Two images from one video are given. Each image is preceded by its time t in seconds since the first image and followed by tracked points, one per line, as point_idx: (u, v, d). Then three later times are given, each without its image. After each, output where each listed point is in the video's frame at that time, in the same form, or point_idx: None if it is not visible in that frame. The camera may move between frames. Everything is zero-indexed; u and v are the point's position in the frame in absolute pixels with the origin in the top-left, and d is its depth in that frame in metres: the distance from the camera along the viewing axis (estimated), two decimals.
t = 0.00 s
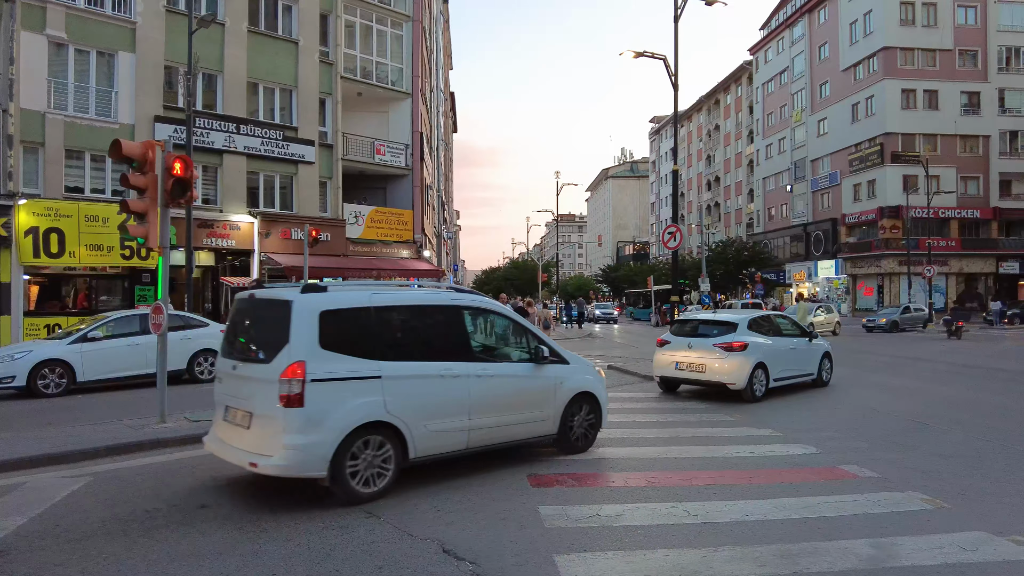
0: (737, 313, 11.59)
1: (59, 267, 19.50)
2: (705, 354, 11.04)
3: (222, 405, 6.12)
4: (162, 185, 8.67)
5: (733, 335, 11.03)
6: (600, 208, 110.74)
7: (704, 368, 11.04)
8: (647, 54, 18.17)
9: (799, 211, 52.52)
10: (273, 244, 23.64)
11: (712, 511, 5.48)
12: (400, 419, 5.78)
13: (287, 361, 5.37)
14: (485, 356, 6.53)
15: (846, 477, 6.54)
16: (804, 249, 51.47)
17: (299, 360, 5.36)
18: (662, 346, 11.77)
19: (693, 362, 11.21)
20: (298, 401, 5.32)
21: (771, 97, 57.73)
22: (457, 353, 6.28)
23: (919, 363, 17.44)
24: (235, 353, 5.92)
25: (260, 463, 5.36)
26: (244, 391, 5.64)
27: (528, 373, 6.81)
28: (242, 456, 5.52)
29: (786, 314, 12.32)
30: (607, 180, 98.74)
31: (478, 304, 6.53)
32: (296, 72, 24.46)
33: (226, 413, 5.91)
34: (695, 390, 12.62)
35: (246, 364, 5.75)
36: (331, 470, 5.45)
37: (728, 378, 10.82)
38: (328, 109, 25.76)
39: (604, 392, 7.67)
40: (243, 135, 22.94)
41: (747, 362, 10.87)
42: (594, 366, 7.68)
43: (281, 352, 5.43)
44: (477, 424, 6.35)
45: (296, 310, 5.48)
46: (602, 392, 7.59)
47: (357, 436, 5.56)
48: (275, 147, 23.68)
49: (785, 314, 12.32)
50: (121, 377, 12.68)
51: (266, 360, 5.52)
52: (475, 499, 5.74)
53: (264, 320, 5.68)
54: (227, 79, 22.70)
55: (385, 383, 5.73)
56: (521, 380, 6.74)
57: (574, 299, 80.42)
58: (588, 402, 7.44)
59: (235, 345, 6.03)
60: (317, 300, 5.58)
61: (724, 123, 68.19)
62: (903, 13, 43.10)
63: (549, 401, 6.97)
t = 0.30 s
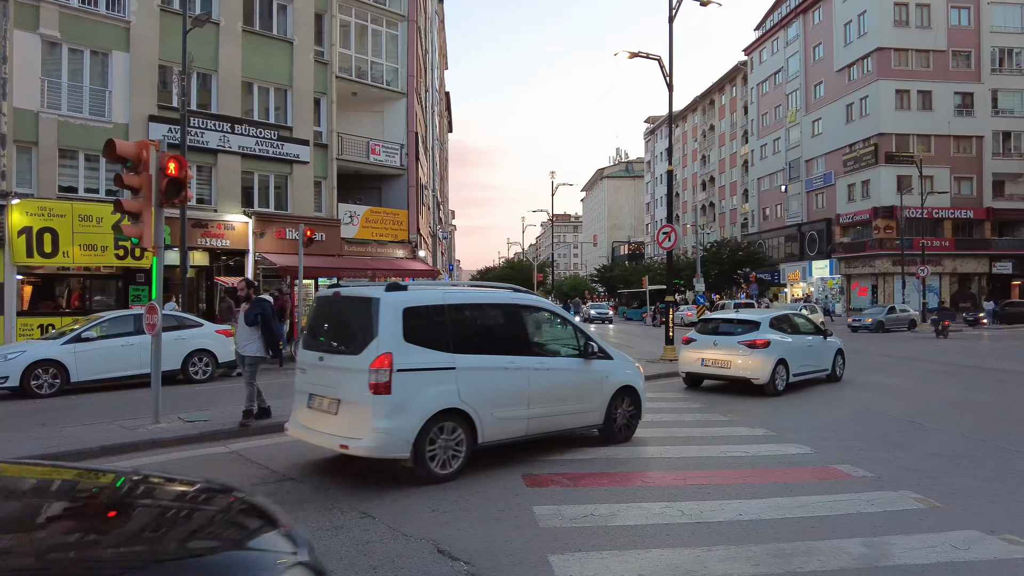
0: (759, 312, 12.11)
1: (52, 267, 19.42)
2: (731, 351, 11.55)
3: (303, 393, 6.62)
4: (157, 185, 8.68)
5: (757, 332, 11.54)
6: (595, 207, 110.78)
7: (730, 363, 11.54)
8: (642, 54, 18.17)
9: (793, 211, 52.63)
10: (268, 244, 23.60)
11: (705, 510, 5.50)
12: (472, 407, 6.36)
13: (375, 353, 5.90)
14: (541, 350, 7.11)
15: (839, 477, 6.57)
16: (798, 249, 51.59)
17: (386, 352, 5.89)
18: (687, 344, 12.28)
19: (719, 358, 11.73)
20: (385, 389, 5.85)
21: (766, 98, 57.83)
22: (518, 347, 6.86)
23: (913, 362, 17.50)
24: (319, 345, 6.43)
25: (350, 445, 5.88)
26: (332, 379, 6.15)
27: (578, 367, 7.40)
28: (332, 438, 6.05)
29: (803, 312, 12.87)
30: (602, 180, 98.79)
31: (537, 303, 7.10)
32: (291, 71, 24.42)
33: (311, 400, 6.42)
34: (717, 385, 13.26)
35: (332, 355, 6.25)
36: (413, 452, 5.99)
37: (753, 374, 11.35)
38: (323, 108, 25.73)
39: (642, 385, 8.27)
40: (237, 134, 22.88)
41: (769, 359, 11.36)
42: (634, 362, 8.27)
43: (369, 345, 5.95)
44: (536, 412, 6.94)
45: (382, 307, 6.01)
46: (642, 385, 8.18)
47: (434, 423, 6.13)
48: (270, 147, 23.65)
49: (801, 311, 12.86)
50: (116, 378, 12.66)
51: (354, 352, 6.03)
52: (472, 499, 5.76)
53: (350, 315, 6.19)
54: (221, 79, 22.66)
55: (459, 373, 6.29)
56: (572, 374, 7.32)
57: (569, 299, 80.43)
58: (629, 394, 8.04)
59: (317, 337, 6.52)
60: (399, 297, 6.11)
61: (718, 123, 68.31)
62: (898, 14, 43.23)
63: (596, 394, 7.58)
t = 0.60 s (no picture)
0: (779, 310, 12.82)
1: (48, 266, 19.37)
2: (757, 347, 12.23)
3: (373, 386, 7.09)
4: (153, 185, 8.65)
5: (780, 330, 12.24)
6: (591, 207, 110.84)
7: (756, 359, 12.23)
8: (638, 54, 18.17)
9: (789, 211, 52.75)
10: (264, 243, 23.59)
11: (701, 510, 5.52)
12: (531, 399, 6.84)
13: (446, 348, 6.38)
14: (590, 347, 7.58)
15: (833, 476, 6.60)
16: (794, 249, 51.70)
17: (457, 349, 6.36)
18: (713, 341, 12.94)
19: (745, 354, 12.41)
20: (457, 381, 6.33)
21: (762, 98, 57.93)
22: (570, 344, 7.33)
23: (909, 361, 17.56)
24: (389, 343, 6.90)
25: (424, 433, 6.37)
26: (404, 374, 6.63)
27: (621, 362, 7.87)
28: (406, 426, 6.54)
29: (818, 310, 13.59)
30: (599, 180, 98.81)
31: (586, 303, 7.56)
32: (287, 71, 24.41)
33: (381, 392, 6.90)
34: (740, 380, 13.94)
35: (403, 351, 6.74)
36: (481, 440, 6.44)
37: (777, 369, 12.07)
38: (319, 108, 25.72)
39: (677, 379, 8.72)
40: (233, 134, 22.86)
41: (793, 355, 12.10)
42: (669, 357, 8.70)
43: (440, 342, 6.43)
44: (586, 404, 7.41)
45: (452, 307, 6.49)
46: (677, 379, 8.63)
47: (499, 413, 6.58)
48: (266, 147, 23.62)
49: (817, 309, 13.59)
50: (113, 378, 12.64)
51: (425, 348, 6.52)
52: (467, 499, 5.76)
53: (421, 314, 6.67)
54: (217, 78, 22.64)
55: (520, 368, 6.75)
56: (616, 368, 7.79)
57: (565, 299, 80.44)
58: (666, 388, 8.50)
59: (387, 334, 7.02)
60: (466, 298, 6.58)
61: (715, 123, 68.39)
62: (893, 14, 43.35)
63: (638, 387, 8.03)
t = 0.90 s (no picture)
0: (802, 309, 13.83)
1: (48, 266, 19.39)
2: (784, 343, 13.20)
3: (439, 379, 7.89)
4: (153, 184, 8.65)
5: (804, 327, 13.25)
6: (591, 206, 110.72)
7: (782, 354, 13.20)
8: (639, 54, 18.18)
9: (789, 211, 52.74)
10: (264, 243, 23.60)
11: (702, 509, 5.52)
12: (583, 389, 7.60)
13: (510, 343, 7.19)
14: (634, 343, 8.26)
15: (833, 476, 6.60)
16: (794, 248, 51.69)
17: (519, 343, 7.18)
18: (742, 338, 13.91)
19: (772, 350, 13.37)
20: (519, 373, 7.13)
21: (762, 97, 57.89)
22: (616, 340, 8.02)
23: (910, 361, 17.53)
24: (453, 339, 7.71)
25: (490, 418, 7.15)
26: (470, 366, 7.44)
27: (661, 357, 8.52)
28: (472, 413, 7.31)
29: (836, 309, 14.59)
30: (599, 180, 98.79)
31: (630, 302, 8.22)
32: (287, 70, 24.41)
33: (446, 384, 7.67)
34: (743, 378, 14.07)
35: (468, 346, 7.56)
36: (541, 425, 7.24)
37: (803, 363, 13.04)
38: (319, 107, 25.72)
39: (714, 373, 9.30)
40: (233, 134, 22.86)
41: (817, 350, 13.10)
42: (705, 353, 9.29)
43: (504, 337, 7.23)
44: (630, 396, 8.12)
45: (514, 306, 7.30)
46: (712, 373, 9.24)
47: (555, 401, 7.37)
48: (266, 146, 23.64)
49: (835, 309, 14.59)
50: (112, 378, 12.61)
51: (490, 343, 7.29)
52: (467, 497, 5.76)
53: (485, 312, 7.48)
54: (218, 78, 22.64)
55: (574, 361, 7.53)
56: (657, 362, 8.44)
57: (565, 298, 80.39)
58: (703, 382, 9.10)
59: (451, 332, 7.81)
60: (526, 297, 7.40)
61: (715, 123, 68.35)
62: (894, 13, 43.34)
63: (676, 380, 8.67)
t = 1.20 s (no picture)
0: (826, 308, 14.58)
1: (51, 265, 19.43)
2: (810, 339, 13.95)
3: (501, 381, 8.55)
4: (156, 184, 8.67)
5: (829, 324, 14.01)
6: (593, 206, 110.55)
7: (808, 350, 13.96)
8: (641, 53, 18.18)
9: (791, 210, 52.70)
10: (266, 243, 23.62)
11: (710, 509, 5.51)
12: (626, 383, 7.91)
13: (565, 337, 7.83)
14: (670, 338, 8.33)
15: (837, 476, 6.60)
16: (797, 248, 51.67)
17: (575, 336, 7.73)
18: (769, 335, 14.67)
19: (799, 345, 14.13)
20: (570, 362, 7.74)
21: (765, 97, 57.83)
22: (662, 338, 8.31)
23: (913, 360, 17.47)
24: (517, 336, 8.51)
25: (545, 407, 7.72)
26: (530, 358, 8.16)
27: (699, 353, 8.47)
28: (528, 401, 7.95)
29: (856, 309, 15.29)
30: (601, 179, 98.73)
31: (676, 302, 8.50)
32: (290, 70, 24.43)
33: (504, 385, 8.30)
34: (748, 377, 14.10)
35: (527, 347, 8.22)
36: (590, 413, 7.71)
37: (828, 358, 13.80)
38: (322, 107, 25.73)
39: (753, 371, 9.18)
40: (236, 133, 22.90)
41: (841, 345, 13.86)
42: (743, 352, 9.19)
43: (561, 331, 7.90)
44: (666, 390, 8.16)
45: (571, 304, 7.99)
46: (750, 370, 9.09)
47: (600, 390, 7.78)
48: (269, 146, 23.68)
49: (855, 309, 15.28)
50: (116, 376, 12.65)
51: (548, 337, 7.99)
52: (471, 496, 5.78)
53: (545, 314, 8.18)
54: (221, 77, 22.69)
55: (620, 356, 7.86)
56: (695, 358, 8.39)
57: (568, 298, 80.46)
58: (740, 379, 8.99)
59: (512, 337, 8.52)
60: (582, 297, 8.05)
61: (717, 123, 68.29)
62: (896, 13, 43.33)
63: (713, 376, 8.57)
